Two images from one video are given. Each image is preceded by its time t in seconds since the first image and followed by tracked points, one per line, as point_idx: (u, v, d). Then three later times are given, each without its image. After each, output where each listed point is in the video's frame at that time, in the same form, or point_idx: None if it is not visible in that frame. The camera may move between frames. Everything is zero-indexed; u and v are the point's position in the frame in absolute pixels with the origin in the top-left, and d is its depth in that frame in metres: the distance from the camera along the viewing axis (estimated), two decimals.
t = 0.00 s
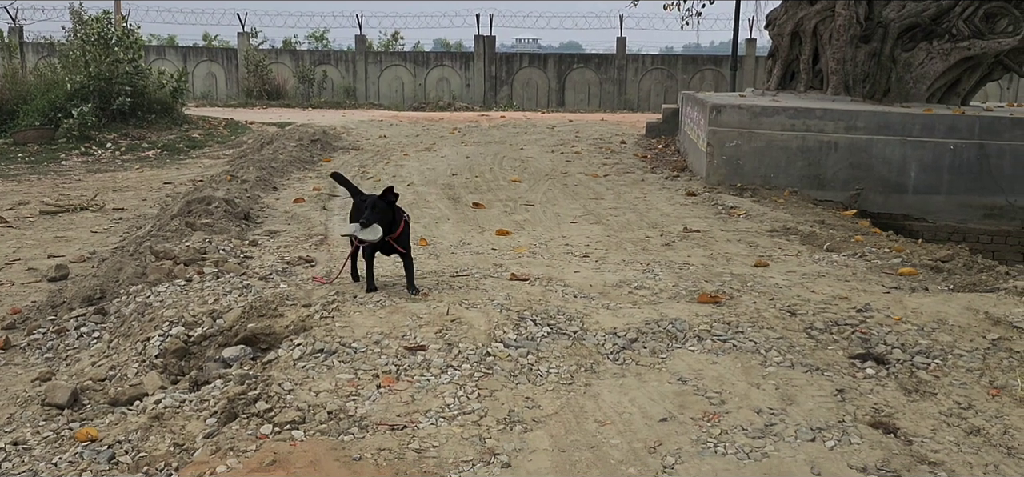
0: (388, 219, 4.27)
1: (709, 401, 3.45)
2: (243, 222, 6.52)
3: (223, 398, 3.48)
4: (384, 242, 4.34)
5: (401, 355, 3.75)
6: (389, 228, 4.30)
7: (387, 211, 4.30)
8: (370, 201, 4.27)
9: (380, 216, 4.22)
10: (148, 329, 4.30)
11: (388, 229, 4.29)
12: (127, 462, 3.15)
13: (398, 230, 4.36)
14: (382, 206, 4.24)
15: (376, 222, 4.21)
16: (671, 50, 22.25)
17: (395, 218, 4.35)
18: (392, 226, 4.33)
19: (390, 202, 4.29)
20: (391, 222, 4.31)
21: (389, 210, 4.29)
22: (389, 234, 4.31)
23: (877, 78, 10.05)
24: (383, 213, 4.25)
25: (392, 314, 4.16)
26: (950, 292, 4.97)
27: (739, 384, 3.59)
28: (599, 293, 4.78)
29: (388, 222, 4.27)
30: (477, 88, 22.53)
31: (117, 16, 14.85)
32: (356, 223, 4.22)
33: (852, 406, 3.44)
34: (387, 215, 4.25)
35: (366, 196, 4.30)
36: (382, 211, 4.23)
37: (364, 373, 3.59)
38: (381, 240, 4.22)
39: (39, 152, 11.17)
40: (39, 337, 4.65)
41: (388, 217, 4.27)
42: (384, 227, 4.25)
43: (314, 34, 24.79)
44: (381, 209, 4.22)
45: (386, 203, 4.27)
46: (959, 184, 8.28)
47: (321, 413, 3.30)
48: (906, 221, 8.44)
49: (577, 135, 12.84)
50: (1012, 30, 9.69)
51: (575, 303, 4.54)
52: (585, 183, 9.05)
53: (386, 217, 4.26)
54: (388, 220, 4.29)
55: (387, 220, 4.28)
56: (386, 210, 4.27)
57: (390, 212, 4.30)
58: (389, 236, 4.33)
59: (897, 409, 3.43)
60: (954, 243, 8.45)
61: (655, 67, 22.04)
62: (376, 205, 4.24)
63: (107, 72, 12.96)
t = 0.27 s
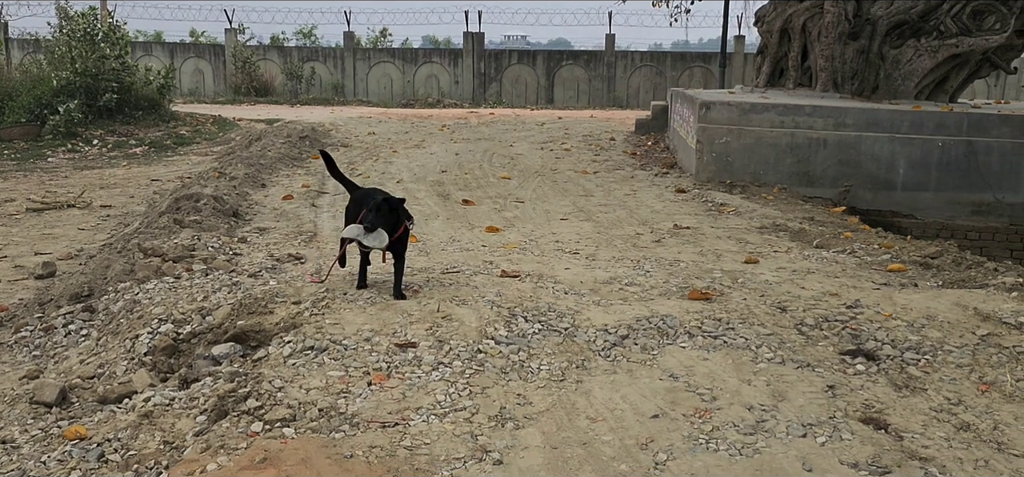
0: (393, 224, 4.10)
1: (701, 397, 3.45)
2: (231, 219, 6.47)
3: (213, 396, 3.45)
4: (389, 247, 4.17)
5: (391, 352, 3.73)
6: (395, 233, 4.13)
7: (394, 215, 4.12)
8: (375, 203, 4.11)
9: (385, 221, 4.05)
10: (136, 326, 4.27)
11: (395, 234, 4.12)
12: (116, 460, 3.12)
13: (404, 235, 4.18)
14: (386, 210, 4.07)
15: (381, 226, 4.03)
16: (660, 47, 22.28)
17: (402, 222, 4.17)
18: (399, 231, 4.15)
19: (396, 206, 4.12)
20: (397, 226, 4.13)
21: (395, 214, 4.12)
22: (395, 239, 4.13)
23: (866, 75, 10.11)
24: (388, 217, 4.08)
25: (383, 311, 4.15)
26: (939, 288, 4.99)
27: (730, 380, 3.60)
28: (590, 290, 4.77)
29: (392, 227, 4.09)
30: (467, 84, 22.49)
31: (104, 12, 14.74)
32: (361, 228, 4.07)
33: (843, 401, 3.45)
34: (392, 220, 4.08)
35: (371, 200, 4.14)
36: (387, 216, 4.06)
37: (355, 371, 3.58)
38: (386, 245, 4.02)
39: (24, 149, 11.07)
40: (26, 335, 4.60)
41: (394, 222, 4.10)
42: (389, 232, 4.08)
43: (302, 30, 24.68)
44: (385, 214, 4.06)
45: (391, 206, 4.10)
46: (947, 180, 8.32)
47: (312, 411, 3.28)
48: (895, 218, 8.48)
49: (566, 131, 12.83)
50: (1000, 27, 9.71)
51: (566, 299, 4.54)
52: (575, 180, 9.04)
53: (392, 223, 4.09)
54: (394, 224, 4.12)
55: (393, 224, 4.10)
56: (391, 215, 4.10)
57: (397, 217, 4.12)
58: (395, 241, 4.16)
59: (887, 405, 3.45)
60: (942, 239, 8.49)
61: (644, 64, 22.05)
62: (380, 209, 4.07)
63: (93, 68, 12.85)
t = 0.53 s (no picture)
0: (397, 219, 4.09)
1: (692, 392, 3.45)
2: (220, 215, 6.44)
3: (202, 392, 3.43)
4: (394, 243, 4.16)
5: (382, 348, 3.72)
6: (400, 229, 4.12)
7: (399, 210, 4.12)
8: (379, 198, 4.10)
9: (391, 216, 4.05)
10: (125, 323, 4.24)
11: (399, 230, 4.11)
12: (105, 458, 3.10)
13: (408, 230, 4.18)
14: (391, 205, 4.07)
15: (388, 221, 4.03)
16: (649, 42, 22.28)
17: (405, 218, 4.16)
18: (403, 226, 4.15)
19: (402, 201, 4.11)
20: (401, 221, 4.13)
21: (400, 209, 4.11)
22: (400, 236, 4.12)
23: (854, 71, 10.08)
24: (393, 211, 4.08)
25: (373, 307, 4.13)
26: (928, 283, 5.01)
27: (721, 376, 3.60)
28: (580, 285, 4.77)
29: (397, 222, 4.09)
30: (456, 80, 22.44)
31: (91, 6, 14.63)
32: (367, 223, 4.05)
33: (834, 396, 3.46)
34: (397, 215, 4.08)
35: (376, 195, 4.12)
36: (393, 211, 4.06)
37: (346, 366, 3.56)
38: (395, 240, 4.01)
39: (11, 144, 10.97)
40: (12, 331, 4.56)
41: (398, 217, 4.10)
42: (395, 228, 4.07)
43: (290, 25, 24.58)
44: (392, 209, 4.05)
45: (397, 200, 4.10)
46: (936, 176, 8.35)
47: (303, 407, 3.27)
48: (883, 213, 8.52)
49: (556, 127, 12.82)
50: (988, 23, 9.79)
51: (557, 295, 4.53)
52: (566, 176, 9.04)
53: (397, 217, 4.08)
54: (399, 220, 4.11)
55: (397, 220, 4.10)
56: (396, 210, 4.09)
57: (402, 211, 4.12)
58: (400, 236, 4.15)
59: (877, 399, 3.46)
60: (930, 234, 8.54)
61: (634, 59, 22.06)
62: (386, 204, 4.07)
63: (81, 63, 12.76)
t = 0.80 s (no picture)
0: (402, 210, 4.04)
1: (682, 389, 3.46)
2: (208, 212, 6.40)
3: (191, 390, 3.41)
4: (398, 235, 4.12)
5: (373, 345, 3.71)
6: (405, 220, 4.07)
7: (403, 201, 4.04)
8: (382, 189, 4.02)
9: (395, 208, 3.99)
10: (113, 320, 4.21)
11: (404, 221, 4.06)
12: (93, 456, 3.08)
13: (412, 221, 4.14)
14: (395, 196, 4.00)
15: (393, 214, 3.98)
16: (638, 39, 22.31)
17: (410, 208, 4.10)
18: (408, 216, 4.09)
19: (406, 191, 4.04)
20: (406, 211, 4.07)
21: (404, 200, 4.04)
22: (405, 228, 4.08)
23: (842, 68, 10.19)
24: (397, 203, 4.01)
25: (363, 304, 4.12)
26: (916, 279, 5.04)
27: (712, 372, 3.61)
28: (571, 281, 4.77)
29: (402, 214, 4.03)
30: (445, 76, 22.40)
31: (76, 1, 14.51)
32: (371, 217, 4.00)
33: (823, 392, 3.48)
34: (401, 206, 4.02)
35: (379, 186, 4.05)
36: (397, 203, 4.00)
37: (336, 364, 3.55)
38: (402, 233, 4.00)
39: None
40: None
41: (402, 208, 4.04)
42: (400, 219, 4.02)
43: (278, 21, 24.46)
44: (396, 201, 4.00)
45: (400, 192, 4.03)
46: (923, 172, 8.40)
47: (293, 405, 3.25)
48: (871, 210, 8.56)
49: (545, 124, 12.82)
50: (974, 21, 9.87)
51: (548, 292, 4.53)
52: (555, 172, 9.04)
53: (402, 209, 4.03)
54: (403, 210, 4.05)
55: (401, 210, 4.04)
56: (400, 201, 4.03)
57: (406, 202, 4.06)
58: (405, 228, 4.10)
59: (866, 395, 3.48)
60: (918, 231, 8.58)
61: (623, 56, 22.08)
62: (390, 196, 4.00)
63: (66, 58, 12.67)
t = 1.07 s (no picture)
0: (406, 209, 3.92)
1: (670, 386, 3.47)
2: (193, 209, 6.35)
3: (177, 389, 3.38)
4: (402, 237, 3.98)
5: (360, 343, 3.69)
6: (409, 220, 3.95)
7: (405, 199, 3.93)
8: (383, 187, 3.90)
9: (399, 207, 3.88)
10: (97, 319, 4.16)
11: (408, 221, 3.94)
12: (78, 456, 3.05)
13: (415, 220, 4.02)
14: (399, 193, 3.89)
15: (397, 213, 3.86)
16: (623, 37, 22.34)
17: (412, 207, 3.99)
18: (411, 215, 3.98)
19: (409, 189, 3.94)
20: (409, 210, 3.96)
21: (407, 198, 3.93)
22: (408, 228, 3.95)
23: (827, 65, 10.23)
24: (400, 201, 3.90)
25: (350, 302, 4.10)
26: (900, 276, 5.08)
27: (699, 369, 3.62)
28: (558, 279, 4.77)
29: (406, 213, 3.91)
30: (431, 74, 22.34)
31: None
32: (375, 216, 3.87)
33: (809, 388, 3.50)
34: (405, 204, 3.90)
35: (381, 184, 3.94)
36: (400, 201, 3.89)
37: (323, 362, 3.53)
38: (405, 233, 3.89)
39: None
40: None
41: (406, 206, 3.92)
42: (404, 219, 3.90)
43: (262, 18, 24.32)
44: (400, 199, 3.89)
45: (403, 189, 3.93)
46: (907, 169, 8.46)
47: (280, 403, 3.23)
48: (856, 207, 8.62)
49: (532, 121, 12.81)
50: (957, 19, 9.93)
51: (535, 289, 4.53)
52: (542, 169, 9.04)
53: (405, 207, 3.91)
54: (407, 209, 3.94)
55: (404, 209, 3.92)
56: (404, 199, 3.91)
57: (408, 201, 3.95)
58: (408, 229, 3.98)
59: (852, 391, 3.50)
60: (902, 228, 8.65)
61: (609, 54, 22.11)
62: (393, 194, 3.89)
63: (48, 55, 12.56)
